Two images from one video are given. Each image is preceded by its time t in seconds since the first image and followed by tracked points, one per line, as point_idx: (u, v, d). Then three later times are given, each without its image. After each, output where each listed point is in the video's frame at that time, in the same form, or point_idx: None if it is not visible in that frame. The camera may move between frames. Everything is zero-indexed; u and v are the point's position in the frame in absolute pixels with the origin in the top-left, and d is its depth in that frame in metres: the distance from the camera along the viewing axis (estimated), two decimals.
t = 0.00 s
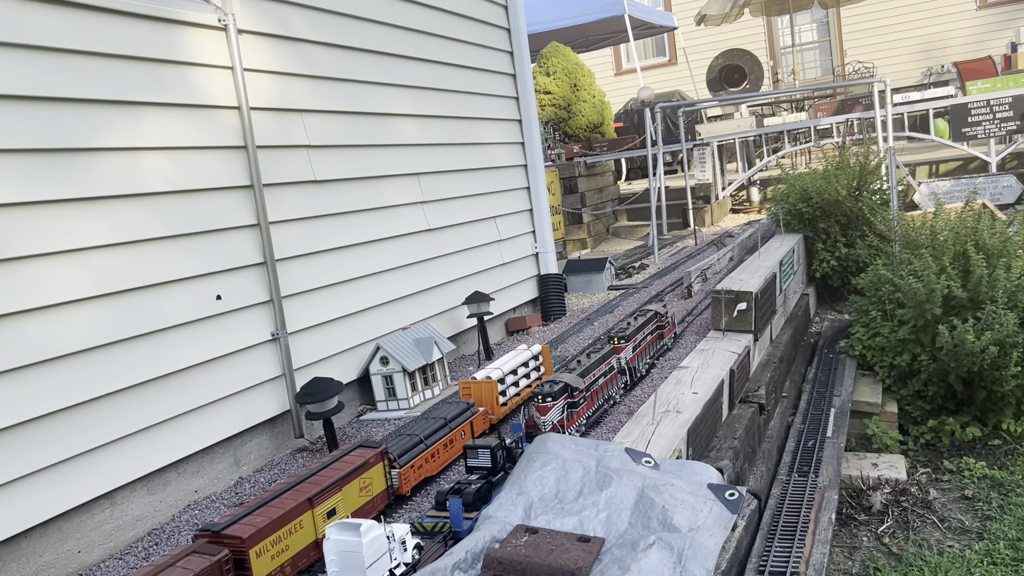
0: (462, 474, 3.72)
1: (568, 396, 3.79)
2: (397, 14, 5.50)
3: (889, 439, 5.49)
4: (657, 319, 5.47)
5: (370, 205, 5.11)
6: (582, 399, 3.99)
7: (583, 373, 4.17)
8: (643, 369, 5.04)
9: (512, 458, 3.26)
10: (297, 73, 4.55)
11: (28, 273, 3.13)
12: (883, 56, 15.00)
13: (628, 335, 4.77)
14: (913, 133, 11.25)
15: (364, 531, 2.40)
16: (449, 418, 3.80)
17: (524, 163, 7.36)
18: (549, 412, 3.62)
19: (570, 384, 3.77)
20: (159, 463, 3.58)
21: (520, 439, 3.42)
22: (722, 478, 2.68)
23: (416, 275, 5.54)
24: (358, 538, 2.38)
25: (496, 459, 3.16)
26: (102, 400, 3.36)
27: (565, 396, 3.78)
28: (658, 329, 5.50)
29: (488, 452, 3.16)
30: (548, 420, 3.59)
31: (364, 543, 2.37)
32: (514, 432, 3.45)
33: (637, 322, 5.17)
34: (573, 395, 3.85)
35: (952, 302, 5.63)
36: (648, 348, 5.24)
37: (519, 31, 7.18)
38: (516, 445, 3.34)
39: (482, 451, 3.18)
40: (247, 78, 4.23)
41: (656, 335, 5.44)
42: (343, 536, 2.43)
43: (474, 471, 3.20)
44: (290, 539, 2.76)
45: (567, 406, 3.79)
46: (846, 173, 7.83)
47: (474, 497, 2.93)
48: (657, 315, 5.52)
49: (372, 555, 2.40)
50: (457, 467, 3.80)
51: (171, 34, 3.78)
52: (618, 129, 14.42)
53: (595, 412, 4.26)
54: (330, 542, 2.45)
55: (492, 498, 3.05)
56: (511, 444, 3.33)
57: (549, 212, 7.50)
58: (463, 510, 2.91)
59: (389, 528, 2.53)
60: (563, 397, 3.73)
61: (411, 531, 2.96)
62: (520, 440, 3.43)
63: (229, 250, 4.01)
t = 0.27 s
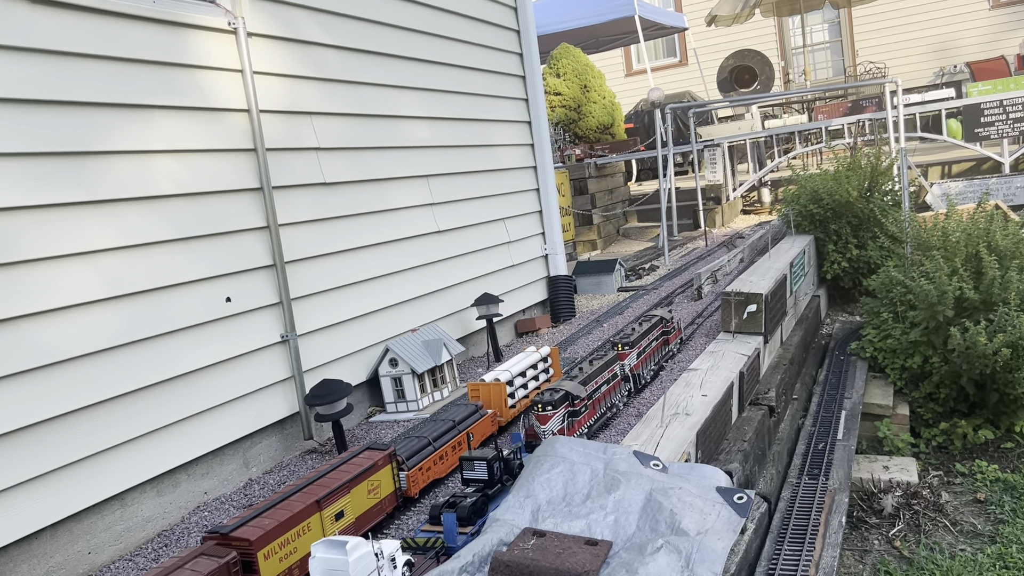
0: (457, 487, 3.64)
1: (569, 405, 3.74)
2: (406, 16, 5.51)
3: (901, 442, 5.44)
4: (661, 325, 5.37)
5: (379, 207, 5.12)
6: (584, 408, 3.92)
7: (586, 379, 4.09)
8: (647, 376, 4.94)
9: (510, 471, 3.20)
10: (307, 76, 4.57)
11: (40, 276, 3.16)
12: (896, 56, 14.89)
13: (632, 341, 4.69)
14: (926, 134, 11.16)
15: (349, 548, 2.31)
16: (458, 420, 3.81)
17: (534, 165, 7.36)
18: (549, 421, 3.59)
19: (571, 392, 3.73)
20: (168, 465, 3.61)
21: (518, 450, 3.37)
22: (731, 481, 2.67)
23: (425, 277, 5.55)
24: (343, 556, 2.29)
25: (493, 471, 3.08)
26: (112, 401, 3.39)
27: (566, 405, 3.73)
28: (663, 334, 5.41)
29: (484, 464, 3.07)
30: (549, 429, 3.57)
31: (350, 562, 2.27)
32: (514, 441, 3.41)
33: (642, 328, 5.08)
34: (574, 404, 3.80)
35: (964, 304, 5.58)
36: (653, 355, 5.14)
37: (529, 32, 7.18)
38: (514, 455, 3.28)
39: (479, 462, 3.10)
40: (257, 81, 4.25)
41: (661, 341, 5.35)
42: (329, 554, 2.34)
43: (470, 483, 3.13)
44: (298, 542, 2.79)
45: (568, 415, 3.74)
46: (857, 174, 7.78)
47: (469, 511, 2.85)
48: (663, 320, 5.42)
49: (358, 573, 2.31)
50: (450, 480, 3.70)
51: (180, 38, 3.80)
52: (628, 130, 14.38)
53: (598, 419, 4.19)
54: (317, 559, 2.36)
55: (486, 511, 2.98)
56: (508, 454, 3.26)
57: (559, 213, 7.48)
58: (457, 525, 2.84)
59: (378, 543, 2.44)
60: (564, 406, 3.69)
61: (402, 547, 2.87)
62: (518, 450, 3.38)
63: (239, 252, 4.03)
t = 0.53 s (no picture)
0: (445, 498, 3.59)
1: (563, 415, 3.75)
2: (411, 19, 5.53)
3: (905, 445, 5.42)
4: (661, 332, 5.29)
5: (383, 210, 5.13)
6: (578, 418, 3.86)
7: (581, 387, 4.03)
8: (645, 384, 4.87)
9: (501, 484, 3.20)
10: (311, 79, 4.59)
11: (43, 279, 3.18)
12: (902, 59, 14.86)
13: (630, 349, 4.62)
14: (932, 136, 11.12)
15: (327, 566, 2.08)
16: (461, 423, 3.81)
17: (538, 168, 7.36)
18: (543, 431, 3.61)
19: (567, 401, 3.74)
20: (171, 467, 3.62)
21: (510, 463, 3.37)
22: (732, 485, 2.67)
23: (428, 280, 5.56)
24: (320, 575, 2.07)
25: (482, 485, 3.10)
26: (115, 404, 3.40)
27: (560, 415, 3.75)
28: (663, 341, 5.33)
29: (474, 477, 3.10)
30: (541, 440, 3.60)
31: None
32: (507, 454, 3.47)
33: (640, 334, 5.00)
34: (569, 413, 3.79)
35: (969, 308, 5.53)
36: (651, 362, 5.06)
37: (533, 35, 7.18)
38: (505, 469, 3.29)
39: (468, 476, 3.11)
40: (261, 84, 4.27)
41: (660, 348, 5.27)
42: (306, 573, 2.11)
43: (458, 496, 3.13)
44: (299, 545, 2.80)
45: (562, 425, 3.74)
46: (863, 177, 7.75)
47: (457, 527, 2.83)
48: (662, 326, 5.34)
49: None
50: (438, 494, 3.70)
51: (184, 41, 3.82)
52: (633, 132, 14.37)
53: (596, 429, 4.14)
54: None
55: (476, 525, 2.95)
56: (499, 468, 3.26)
57: (563, 216, 7.48)
58: (444, 540, 2.81)
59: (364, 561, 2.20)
60: (558, 416, 3.70)
61: (384, 565, 2.80)
62: (511, 463, 3.38)
63: (242, 255, 4.05)
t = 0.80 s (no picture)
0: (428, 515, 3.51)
1: (552, 425, 3.68)
2: (411, 23, 5.54)
3: (904, 449, 5.40)
4: (656, 339, 5.16)
5: (383, 213, 5.14)
6: (567, 428, 3.78)
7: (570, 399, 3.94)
8: (638, 393, 4.76)
9: (489, 497, 3.02)
10: (311, 82, 4.60)
11: (43, 281, 3.19)
12: (903, 63, 14.87)
13: (624, 356, 4.49)
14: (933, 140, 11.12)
15: None
16: (459, 426, 3.81)
17: (539, 170, 7.37)
18: (532, 441, 3.55)
19: (556, 411, 3.67)
20: (170, 469, 3.63)
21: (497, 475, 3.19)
22: (730, 489, 2.67)
23: (428, 283, 5.57)
24: None
25: (467, 499, 2.91)
26: (113, 406, 3.41)
27: (550, 424, 3.67)
28: (658, 348, 5.20)
29: (459, 491, 2.90)
30: (531, 450, 3.53)
31: None
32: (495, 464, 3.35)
33: (635, 341, 4.89)
34: (559, 423, 3.72)
35: (968, 312, 5.53)
36: (645, 371, 4.95)
37: (533, 39, 7.19)
38: (491, 481, 3.11)
39: (453, 488, 2.92)
40: (261, 87, 4.28)
41: (656, 355, 5.14)
42: None
43: (442, 511, 2.94)
44: (296, 547, 2.81)
45: (551, 435, 3.67)
46: (863, 180, 7.76)
47: (439, 542, 2.67)
48: (657, 333, 5.21)
49: None
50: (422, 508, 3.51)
51: (184, 45, 3.83)
52: (634, 135, 14.38)
53: (585, 440, 4.02)
54: None
55: (460, 540, 2.80)
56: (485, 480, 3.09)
57: (563, 219, 7.48)
58: (426, 555, 2.66)
59: None
60: (547, 426, 3.62)
61: None
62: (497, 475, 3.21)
63: (241, 257, 4.06)
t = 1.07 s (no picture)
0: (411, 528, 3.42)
1: (540, 434, 3.58)
2: (409, 26, 5.55)
3: (900, 453, 5.41)
4: (648, 346, 5.12)
5: (379, 216, 5.15)
6: (555, 437, 3.70)
7: (559, 407, 3.85)
8: (629, 402, 4.69)
9: (471, 510, 3.07)
10: (308, 85, 4.61)
11: (40, 283, 3.19)
12: (900, 67, 14.93)
13: (614, 364, 4.47)
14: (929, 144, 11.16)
15: None
16: (455, 429, 3.82)
17: (535, 174, 7.39)
18: (519, 452, 3.45)
19: (544, 420, 3.57)
20: (165, 471, 3.63)
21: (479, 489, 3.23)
22: (724, 493, 2.68)
23: (424, 286, 5.57)
24: None
25: (449, 512, 2.93)
26: (109, 408, 3.41)
27: (537, 434, 3.56)
28: (649, 356, 5.15)
29: (441, 505, 2.92)
30: (518, 461, 3.44)
31: None
32: (479, 476, 3.41)
33: (626, 348, 4.83)
34: (547, 433, 3.62)
35: (964, 316, 5.54)
36: (636, 379, 4.89)
37: (531, 42, 7.21)
38: (473, 494, 3.14)
39: (435, 501, 2.94)
40: (258, 90, 4.29)
41: (647, 363, 5.10)
42: None
43: (424, 524, 2.97)
44: (291, 550, 2.82)
45: (539, 445, 3.57)
46: (860, 185, 7.78)
47: (420, 558, 2.68)
48: (648, 340, 5.18)
49: None
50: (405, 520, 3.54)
51: (182, 48, 3.84)
52: (632, 139, 14.40)
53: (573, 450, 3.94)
54: None
55: (442, 554, 2.80)
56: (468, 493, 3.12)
57: (560, 222, 7.49)
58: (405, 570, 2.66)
59: None
60: (535, 435, 3.53)
61: None
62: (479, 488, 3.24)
63: (238, 260, 4.06)
